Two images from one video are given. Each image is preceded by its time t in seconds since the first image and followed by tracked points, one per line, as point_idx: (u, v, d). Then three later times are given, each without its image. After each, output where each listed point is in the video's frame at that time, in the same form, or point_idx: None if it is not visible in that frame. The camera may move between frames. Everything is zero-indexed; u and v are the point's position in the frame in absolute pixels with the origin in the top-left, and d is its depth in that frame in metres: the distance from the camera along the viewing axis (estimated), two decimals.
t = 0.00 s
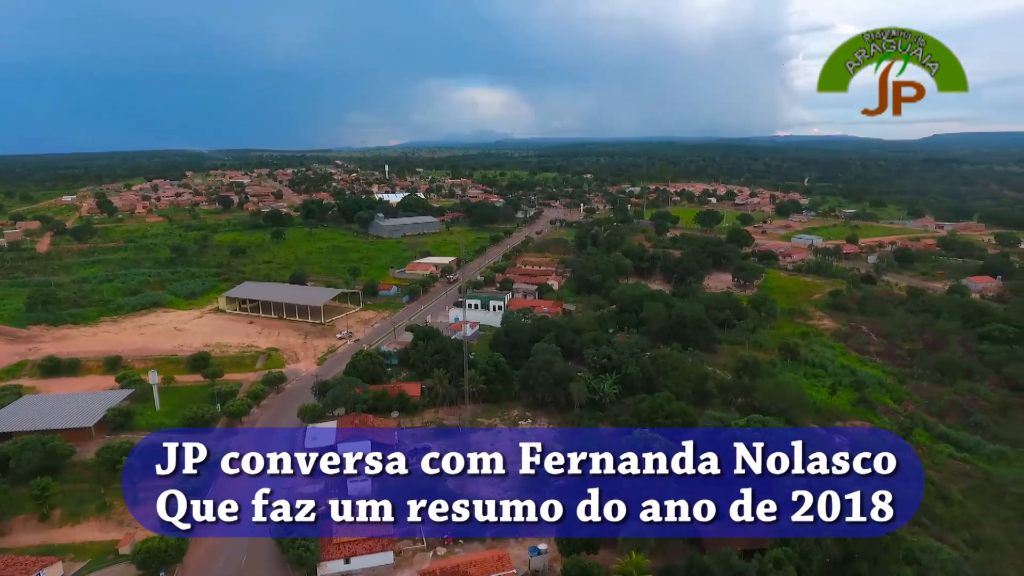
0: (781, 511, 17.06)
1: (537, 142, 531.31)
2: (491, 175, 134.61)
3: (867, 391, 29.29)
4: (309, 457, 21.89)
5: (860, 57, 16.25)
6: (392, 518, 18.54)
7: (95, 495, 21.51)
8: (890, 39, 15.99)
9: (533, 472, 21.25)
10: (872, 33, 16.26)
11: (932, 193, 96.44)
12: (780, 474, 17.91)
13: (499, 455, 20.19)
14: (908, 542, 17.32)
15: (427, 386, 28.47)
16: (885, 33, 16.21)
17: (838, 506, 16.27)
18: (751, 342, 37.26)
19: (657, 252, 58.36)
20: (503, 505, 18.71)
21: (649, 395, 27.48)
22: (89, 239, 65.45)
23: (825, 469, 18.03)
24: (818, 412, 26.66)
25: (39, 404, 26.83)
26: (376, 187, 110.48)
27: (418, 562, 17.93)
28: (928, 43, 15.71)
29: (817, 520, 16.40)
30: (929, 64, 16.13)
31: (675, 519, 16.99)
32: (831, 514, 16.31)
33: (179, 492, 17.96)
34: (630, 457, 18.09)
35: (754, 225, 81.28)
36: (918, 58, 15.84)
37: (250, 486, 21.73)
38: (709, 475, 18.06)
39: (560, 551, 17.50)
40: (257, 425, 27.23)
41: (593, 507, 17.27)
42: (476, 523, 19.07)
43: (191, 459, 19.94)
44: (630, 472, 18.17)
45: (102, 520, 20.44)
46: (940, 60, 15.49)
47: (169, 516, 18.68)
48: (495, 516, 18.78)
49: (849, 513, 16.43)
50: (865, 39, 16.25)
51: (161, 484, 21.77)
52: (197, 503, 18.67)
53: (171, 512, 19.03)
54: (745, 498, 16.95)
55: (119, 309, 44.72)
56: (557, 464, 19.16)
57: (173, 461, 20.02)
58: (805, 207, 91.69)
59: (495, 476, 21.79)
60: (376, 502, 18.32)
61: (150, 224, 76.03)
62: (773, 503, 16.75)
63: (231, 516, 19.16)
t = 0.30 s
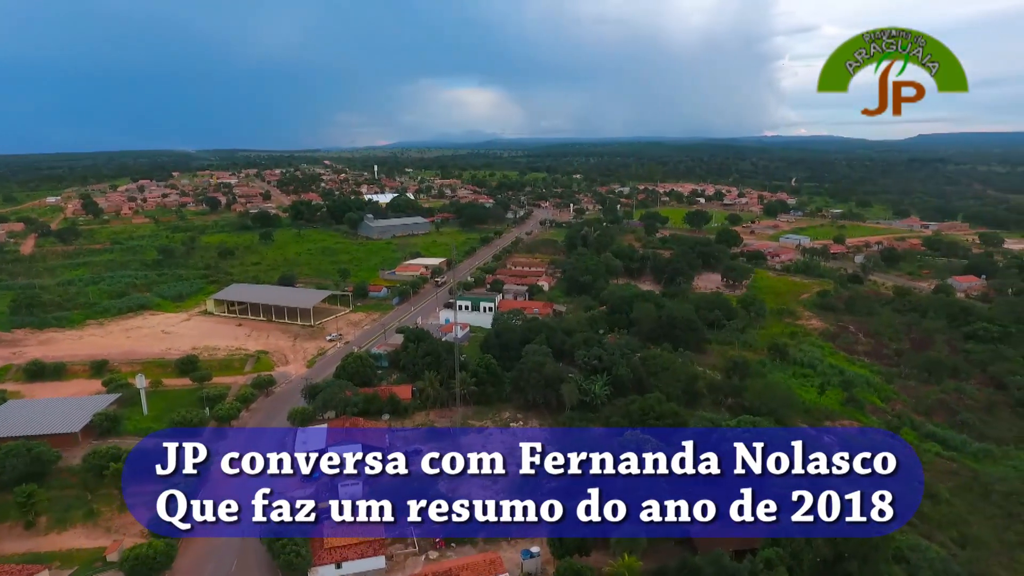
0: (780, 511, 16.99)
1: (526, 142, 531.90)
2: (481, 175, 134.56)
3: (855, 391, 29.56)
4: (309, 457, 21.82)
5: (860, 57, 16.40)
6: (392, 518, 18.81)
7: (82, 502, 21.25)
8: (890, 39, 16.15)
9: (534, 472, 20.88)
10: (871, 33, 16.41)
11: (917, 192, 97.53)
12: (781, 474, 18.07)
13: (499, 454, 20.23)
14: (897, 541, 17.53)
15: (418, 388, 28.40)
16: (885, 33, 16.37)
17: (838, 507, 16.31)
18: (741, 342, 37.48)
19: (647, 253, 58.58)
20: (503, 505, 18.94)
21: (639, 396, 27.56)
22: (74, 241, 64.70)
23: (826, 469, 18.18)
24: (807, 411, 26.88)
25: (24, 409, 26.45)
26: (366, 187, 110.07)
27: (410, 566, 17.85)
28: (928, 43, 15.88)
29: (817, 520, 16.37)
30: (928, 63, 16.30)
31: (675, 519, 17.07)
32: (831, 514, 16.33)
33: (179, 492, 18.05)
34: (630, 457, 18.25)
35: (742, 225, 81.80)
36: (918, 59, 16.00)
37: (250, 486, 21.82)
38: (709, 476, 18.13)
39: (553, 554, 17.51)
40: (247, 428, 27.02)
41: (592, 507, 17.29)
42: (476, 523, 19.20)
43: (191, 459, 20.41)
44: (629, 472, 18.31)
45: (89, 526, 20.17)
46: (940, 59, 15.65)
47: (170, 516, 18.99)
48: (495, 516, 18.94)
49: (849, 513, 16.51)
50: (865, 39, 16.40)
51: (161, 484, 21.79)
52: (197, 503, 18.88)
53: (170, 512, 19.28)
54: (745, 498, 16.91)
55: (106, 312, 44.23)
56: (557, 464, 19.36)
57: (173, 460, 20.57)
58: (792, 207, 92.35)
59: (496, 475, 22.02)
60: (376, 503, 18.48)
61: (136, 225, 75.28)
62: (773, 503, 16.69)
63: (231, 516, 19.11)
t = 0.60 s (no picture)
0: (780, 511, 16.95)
1: (517, 142, 532.52)
2: (472, 175, 134.51)
3: (845, 390, 29.77)
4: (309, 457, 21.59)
5: (860, 57, 16.46)
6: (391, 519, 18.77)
7: (69, 508, 20.99)
8: (889, 39, 16.19)
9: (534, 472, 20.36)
10: (871, 33, 16.46)
11: (903, 192, 98.52)
12: (779, 474, 18.25)
13: (499, 454, 20.26)
14: (887, 541, 17.68)
15: (410, 391, 28.33)
16: (885, 33, 16.41)
17: (838, 506, 16.36)
18: (731, 342, 37.65)
19: (637, 254, 58.76)
20: (503, 504, 18.76)
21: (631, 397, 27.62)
22: (60, 242, 64.03)
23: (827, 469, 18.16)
24: (798, 411, 27.06)
25: (9, 414, 26.08)
26: (356, 188, 109.68)
27: (403, 570, 17.78)
28: (928, 43, 15.94)
29: (818, 520, 16.41)
30: (928, 63, 16.32)
31: (675, 519, 17.10)
32: (831, 514, 16.39)
33: (179, 492, 17.91)
34: (630, 457, 18.04)
35: (732, 226, 82.23)
36: (918, 59, 16.05)
37: (250, 486, 21.79)
38: (709, 476, 18.21)
39: (546, 556, 17.52)
40: (236, 432, 26.80)
41: (593, 507, 17.23)
42: (475, 523, 19.22)
43: (191, 459, 19.82)
44: (629, 472, 18.09)
45: (77, 533, 19.90)
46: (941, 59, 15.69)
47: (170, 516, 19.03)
48: (495, 515, 18.90)
49: (849, 513, 16.57)
50: (864, 39, 16.46)
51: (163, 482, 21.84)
52: (198, 503, 18.89)
53: (171, 512, 19.30)
54: (745, 498, 16.98)
55: (93, 314, 43.75)
56: (557, 464, 19.35)
57: (173, 460, 20.22)
58: (781, 207, 92.94)
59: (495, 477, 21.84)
60: (377, 503, 18.39)
61: (124, 227, 74.57)
62: (773, 503, 16.69)
63: (231, 516, 19.04)
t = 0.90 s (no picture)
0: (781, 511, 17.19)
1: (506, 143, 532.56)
2: (461, 176, 134.33)
3: (833, 390, 30.01)
4: (309, 457, 21.41)
5: (860, 57, 16.75)
6: (392, 518, 19.24)
7: (55, 515, 20.71)
8: (889, 39, 16.44)
9: (534, 472, 20.15)
10: (871, 33, 16.73)
11: (889, 192, 99.53)
12: (779, 474, 18.48)
13: (499, 454, 20.23)
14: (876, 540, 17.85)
15: (401, 393, 28.22)
16: (885, 33, 16.67)
17: (838, 506, 16.55)
18: (721, 342, 37.85)
19: (627, 254, 58.95)
20: (503, 505, 18.99)
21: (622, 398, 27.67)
22: (44, 244, 63.26)
23: (827, 469, 18.68)
24: (787, 411, 27.26)
25: None
26: (345, 188, 109.16)
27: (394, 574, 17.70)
28: (927, 44, 16.21)
29: (817, 520, 16.60)
30: (928, 63, 16.67)
31: (675, 518, 17.34)
32: (831, 514, 16.57)
33: (179, 492, 18.34)
34: (631, 457, 18.43)
35: (721, 226, 82.68)
36: (918, 58, 16.32)
37: (250, 486, 21.75)
38: (709, 476, 18.39)
39: (538, 559, 17.54)
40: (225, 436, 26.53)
41: (593, 507, 17.46)
42: (475, 523, 19.28)
43: (191, 459, 20.25)
44: (629, 472, 18.43)
45: (63, 540, 19.64)
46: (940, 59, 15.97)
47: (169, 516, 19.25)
48: (495, 515, 19.11)
49: (850, 514, 16.80)
50: (865, 39, 16.72)
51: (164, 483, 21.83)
52: (198, 503, 19.12)
53: (170, 512, 19.55)
54: (745, 498, 17.11)
55: (78, 317, 43.23)
56: (556, 464, 19.48)
57: (173, 461, 20.57)
58: (769, 207, 93.57)
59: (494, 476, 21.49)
60: (377, 503, 18.85)
61: (109, 228, 73.74)
62: (773, 503, 16.88)
63: (231, 516, 19.22)
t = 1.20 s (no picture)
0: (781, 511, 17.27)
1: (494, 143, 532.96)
2: (449, 176, 134.09)
3: (820, 389, 30.30)
4: (309, 457, 21.45)
5: (860, 57, 16.82)
6: (392, 518, 19.33)
7: (38, 522, 20.38)
8: (890, 39, 16.52)
9: (535, 472, 19.84)
10: (871, 33, 16.81)
11: (872, 192, 100.73)
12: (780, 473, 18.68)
13: (499, 455, 20.07)
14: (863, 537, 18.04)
15: (389, 396, 28.09)
16: (885, 33, 16.74)
17: (838, 507, 16.81)
18: (709, 342, 38.08)
19: (615, 254, 59.14)
20: (503, 505, 18.72)
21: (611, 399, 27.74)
22: (25, 246, 62.29)
23: (826, 469, 18.87)
24: (775, 410, 27.49)
25: None
26: (332, 189, 108.51)
27: None
28: (927, 44, 16.28)
29: (818, 520, 16.75)
30: (928, 63, 16.76)
31: (675, 519, 17.54)
32: (831, 514, 16.81)
33: (179, 492, 18.19)
34: (631, 457, 18.62)
35: (707, 226, 83.22)
36: (918, 58, 16.39)
37: (249, 488, 21.57)
38: (707, 476, 18.53)
39: (528, 561, 17.53)
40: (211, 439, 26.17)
41: (593, 507, 17.60)
42: (476, 523, 19.22)
43: (192, 459, 20.04)
44: (629, 472, 18.65)
45: (46, 548, 19.33)
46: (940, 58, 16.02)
47: (170, 516, 19.10)
48: (495, 515, 18.92)
49: (850, 514, 17.32)
50: (865, 40, 16.80)
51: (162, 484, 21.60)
52: (198, 503, 18.89)
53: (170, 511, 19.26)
54: (745, 498, 17.16)
55: (61, 321, 42.60)
56: (557, 464, 19.30)
57: (173, 461, 20.48)
58: (755, 207, 94.28)
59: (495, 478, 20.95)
60: (376, 503, 19.00)
61: (92, 229, 72.77)
62: (773, 503, 16.91)
63: (230, 516, 18.89)
